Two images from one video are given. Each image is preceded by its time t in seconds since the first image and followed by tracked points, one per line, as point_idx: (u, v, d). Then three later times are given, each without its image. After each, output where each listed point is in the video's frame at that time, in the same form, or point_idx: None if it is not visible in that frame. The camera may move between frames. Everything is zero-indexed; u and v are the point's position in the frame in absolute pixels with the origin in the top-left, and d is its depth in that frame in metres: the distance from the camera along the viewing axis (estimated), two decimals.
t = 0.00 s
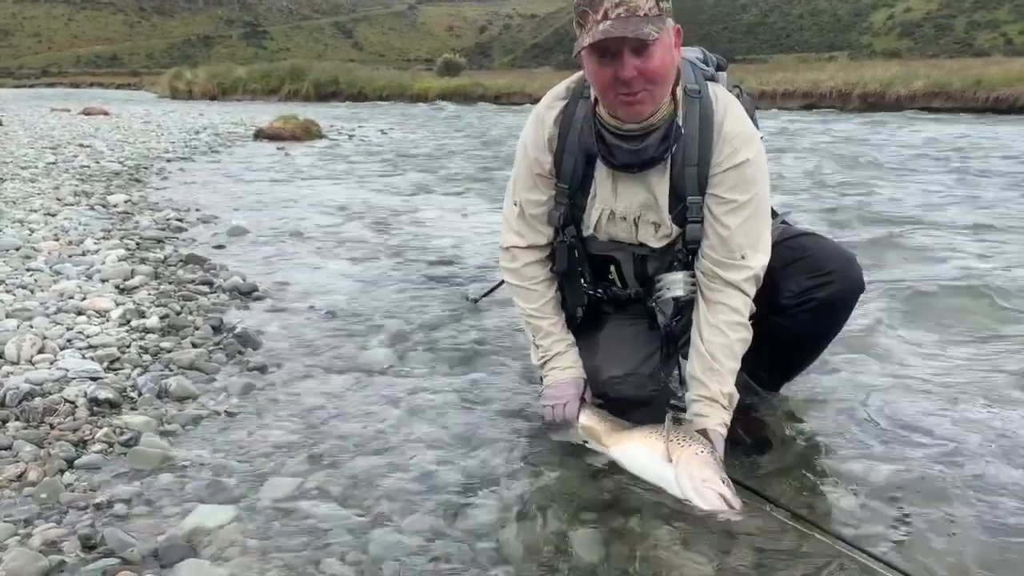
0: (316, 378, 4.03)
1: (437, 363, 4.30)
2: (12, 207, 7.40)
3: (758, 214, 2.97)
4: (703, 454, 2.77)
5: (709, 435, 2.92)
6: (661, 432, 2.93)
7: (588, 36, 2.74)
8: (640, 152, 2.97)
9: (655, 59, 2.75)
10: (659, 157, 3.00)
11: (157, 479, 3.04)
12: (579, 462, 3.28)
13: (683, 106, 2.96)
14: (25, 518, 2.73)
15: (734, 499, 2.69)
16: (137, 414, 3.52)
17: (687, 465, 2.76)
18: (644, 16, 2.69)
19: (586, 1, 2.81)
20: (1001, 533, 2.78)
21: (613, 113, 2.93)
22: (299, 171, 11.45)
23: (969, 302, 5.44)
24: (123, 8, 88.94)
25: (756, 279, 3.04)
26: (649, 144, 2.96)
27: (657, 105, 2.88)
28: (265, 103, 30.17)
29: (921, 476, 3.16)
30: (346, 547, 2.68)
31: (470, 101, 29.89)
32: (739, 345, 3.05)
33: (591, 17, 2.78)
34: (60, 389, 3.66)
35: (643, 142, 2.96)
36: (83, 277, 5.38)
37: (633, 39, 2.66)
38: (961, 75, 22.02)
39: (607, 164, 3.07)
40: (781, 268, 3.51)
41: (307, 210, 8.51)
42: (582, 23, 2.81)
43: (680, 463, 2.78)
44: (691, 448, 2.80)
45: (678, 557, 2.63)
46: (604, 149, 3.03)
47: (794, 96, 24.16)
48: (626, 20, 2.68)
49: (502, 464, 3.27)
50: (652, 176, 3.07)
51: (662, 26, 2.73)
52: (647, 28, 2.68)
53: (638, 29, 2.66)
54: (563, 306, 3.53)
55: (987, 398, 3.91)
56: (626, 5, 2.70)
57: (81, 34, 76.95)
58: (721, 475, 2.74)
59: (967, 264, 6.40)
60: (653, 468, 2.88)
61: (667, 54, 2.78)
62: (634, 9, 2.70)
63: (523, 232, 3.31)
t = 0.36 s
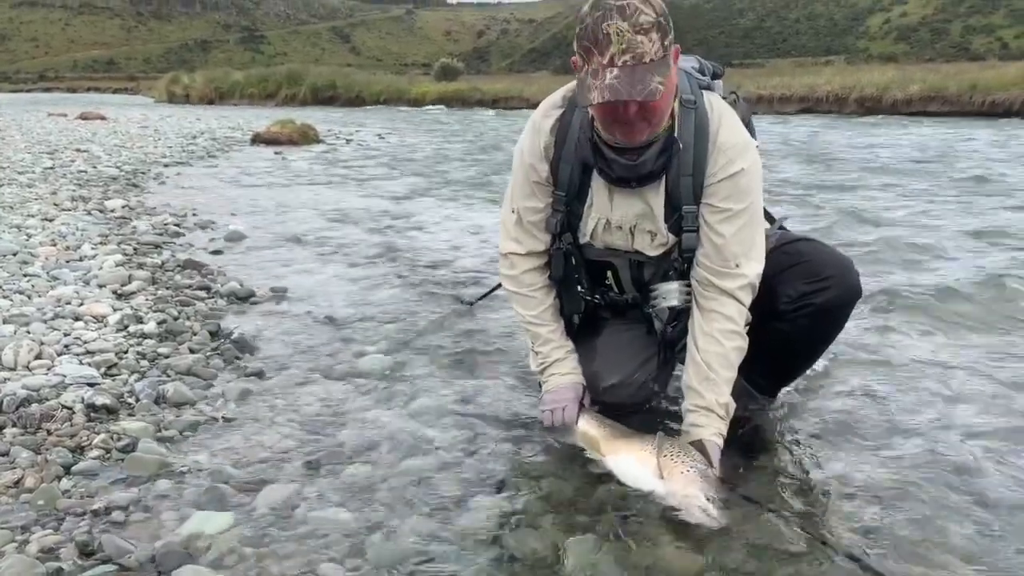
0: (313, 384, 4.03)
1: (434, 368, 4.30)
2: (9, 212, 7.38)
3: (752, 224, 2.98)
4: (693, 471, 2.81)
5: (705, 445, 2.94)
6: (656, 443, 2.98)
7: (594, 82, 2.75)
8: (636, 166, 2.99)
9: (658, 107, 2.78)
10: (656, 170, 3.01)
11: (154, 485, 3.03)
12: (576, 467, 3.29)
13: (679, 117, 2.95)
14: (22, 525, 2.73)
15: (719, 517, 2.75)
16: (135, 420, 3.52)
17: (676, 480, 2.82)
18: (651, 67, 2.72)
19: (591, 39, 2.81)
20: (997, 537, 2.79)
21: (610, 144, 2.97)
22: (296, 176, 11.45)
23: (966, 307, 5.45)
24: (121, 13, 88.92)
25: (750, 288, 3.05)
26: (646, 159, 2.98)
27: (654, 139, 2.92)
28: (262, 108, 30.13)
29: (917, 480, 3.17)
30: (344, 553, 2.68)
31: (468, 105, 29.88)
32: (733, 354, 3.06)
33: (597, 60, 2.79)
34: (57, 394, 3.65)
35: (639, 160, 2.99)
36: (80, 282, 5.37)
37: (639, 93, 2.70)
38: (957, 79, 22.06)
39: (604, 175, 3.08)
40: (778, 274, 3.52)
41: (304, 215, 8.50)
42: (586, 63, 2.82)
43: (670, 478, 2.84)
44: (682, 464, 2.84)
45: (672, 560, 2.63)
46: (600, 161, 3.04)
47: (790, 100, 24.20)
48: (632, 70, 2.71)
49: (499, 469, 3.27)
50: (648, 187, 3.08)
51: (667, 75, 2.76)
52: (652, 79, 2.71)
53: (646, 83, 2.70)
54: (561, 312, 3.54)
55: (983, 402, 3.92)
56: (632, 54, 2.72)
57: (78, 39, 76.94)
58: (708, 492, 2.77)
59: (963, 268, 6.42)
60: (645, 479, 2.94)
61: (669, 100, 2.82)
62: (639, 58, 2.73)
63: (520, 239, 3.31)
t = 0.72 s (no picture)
0: (314, 396, 4.03)
1: (435, 380, 4.29)
2: (10, 224, 7.39)
3: (755, 235, 2.98)
4: (696, 484, 2.67)
5: (705, 457, 2.92)
6: (662, 456, 2.85)
7: (599, 77, 2.74)
8: (640, 175, 2.99)
9: (663, 103, 2.76)
10: (659, 179, 3.01)
11: (154, 497, 3.02)
12: (576, 479, 3.28)
13: (682, 128, 2.95)
14: (22, 537, 2.71)
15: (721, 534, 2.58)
16: (135, 432, 3.51)
17: (677, 492, 2.67)
18: (657, 63, 2.72)
19: (597, 36, 2.82)
20: (1000, 551, 2.78)
21: (614, 144, 2.93)
22: (297, 187, 11.47)
23: (966, 319, 5.45)
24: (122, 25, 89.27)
25: (753, 299, 3.05)
26: (650, 168, 2.97)
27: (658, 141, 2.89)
28: (263, 120, 30.20)
29: (918, 494, 3.16)
30: (344, 565, 2.67)
31: (468, 117, 29.95)
32: (736, 365, 3.05)
33: (602, 55, 2.78)
34: (57, 406, 3.65)
35: (643, 167, 2.98)
36: (81, 294, 5.37)
37: (645, 85, 2.68)
38: (956, 91, 22.13)
39: (607, 185, 3.08)
40: (779, 285, 3.52)
41: (305, 226, 8.51)
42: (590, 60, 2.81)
43: (672, 490, 2.69)
44: (686, 477, 2.70)
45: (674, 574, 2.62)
46: (604, 170, 3.04)
47: (790, 111, 24.27)
48: (638, 63, 2.70)
49: (501, 481, 3.26)
50: (652, 198, 3.08)
51: (672, 73, 2.76)
52: (658, 74, 2.70)
53: (651, 77, 2.68)
54: (562, 323, 3.54)
55: (985, 414, 3.92)
56: (638, 48, 2.72)
57: (80, 52, 77.25)
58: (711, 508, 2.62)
59: (963, 280, 6.42)
60: (646, 490, 2.81)
61: (673, 99, 2.81)
62: (645, 52, 2.72)
63: (521, 250, 3.30)
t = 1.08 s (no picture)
0: (321, 414, 4.02)
1: (442, 398, 4.29)
2: (20, 242, 7.43)
3: (765, 251, 2.97)
4: (711, 494, 2.72)
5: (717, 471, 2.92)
6: (672, 467, 2.88)
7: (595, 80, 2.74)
8: (646, 189, 3.00)
9: (661, 99, 2.75)
10: (666, 194, 3.02)
11: (162, 516, 3.02)
12: (584, 497, 3.26)
13: (689, 144, 2.96)
14: (30, 556, 2.71)
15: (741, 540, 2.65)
16: (142, 450, 3.51)
17: (694, 503, 2.71)
18: (652, 58, 2.71)
19: (592, 42, 2.83)
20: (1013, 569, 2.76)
21: (619, 151, 2.92)
22: (305, 206, 11.52)
23: (974, 336, 5.43)
24: (132, 45, 90.05)
25: (763, 315, 3.04)
26: (656, 182, 2.98)
27: (662, 141, 2.87)
28: (271, 139, 30.38)
29: (930, 512, 3.14)
30: None
31: (475, 135, 30.08)
32: (746, 381, 3.05)
33: (598, 60, 2.79)
34: (65, 424, 3.65)
35: (649, 180, 2.98)
36: (89, 312, 5.39)
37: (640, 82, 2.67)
38: (962, 108, 22.15)
39: (614, 201, 3.09)
40: (788, 303, 3.51)
41: (313, 244, 8.54)
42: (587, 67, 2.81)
43: (688, 501, 2.73)
44: (700, 487, 2.74)
45: None
46: (611, 186, 3.05)
47: (796, 129, 24.31)
48: (632, 62, 2.69)
49: (509, 500, 3.24)
50: (659, 214, 3.09)
51: (668, 68, 2.74)
52: (653, 69, 2.69)
53: (645, 72, 2.67)
54: (570, 342, 3.54)
55: (996, 431, 3.89)
56: (632, 48, 2.71)
57: (90, 71, 77.97)
58: (727, 515, 2.69)
59: (972, 296, 6.40)
60: (659, 501, 2.83)
61: (674, 95, 2.78)
62: (639, 52, 2.71)
63: (529, 268, 3.30)
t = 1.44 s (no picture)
0: (331, 426, 4.02)
1: (452, 411, 4.27)
2: (32, 255, 7.47)
3: (775, 265, 2.96)
4: (715, 516, 2.63)
5: (726, 488, 2.90)
6: (681, 485, 2.80)
7: (617, 124, 2.74)
8: (658, 208, 2.98)
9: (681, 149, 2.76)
10: (678, 213, 3.00)
11: (172, 528, 3.01)
12: (594, 511, 3.24)
13: (701, 160, 2.93)
14: (40, 568, 2.70)
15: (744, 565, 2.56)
16: (153, 463, 3.51)
17: (698, 525, 2.64)
18: (675, 108, 2.71)
19: (615, 82, 2.82)
20: None
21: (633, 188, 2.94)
22: (315, 218, 11.56)
23: (989, 349, 5.38)
24: (144, 60, 90.83)
25: (773, 330, 3.02)
26: (668, 202, 2.97)
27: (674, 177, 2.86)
28: (282, 152, 30.52)
29: (944, 527, 3.10)
30: None
31: (484, 148, 30.16)
32: (756, 397, 3.03)
33: (620, 102, 2.78)
34: (76, 437, 3.65)
35: (662, 199, 2.97)
36: (101, 325, 5.41)
37: (663, 134, 2.67)
38: (974, 120, 22.08)
39: (626, 218, 3.07)
40: (798, 314, 3.50)
41: (323, 257, 8.56)
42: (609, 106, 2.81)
43: (693, 522, 2.66)
44: (705, 508, 2.66)
45: None
46: (622, 203, 3.04)
47: (806, 141, 24.27)
48: (656, 112, 2.70)
49: (519, 513, 3.22)
50: (670, 230, 3.07)
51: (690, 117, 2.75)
52: (677, 120, 2.70)
53: (669, 123, 2.68)
54: (581, 354, 3.52)
55: (1011, 445, 3.85)
56: (656, 95, 2.72)
57: (103, 86, 78.68)
58: (732, 539, 2.60)
59: (986, 309, 6.35)
60: (667, 521, 2.77)
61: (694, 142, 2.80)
62: (663, 101, 2.72)
63: (540, 280, 3.29)
